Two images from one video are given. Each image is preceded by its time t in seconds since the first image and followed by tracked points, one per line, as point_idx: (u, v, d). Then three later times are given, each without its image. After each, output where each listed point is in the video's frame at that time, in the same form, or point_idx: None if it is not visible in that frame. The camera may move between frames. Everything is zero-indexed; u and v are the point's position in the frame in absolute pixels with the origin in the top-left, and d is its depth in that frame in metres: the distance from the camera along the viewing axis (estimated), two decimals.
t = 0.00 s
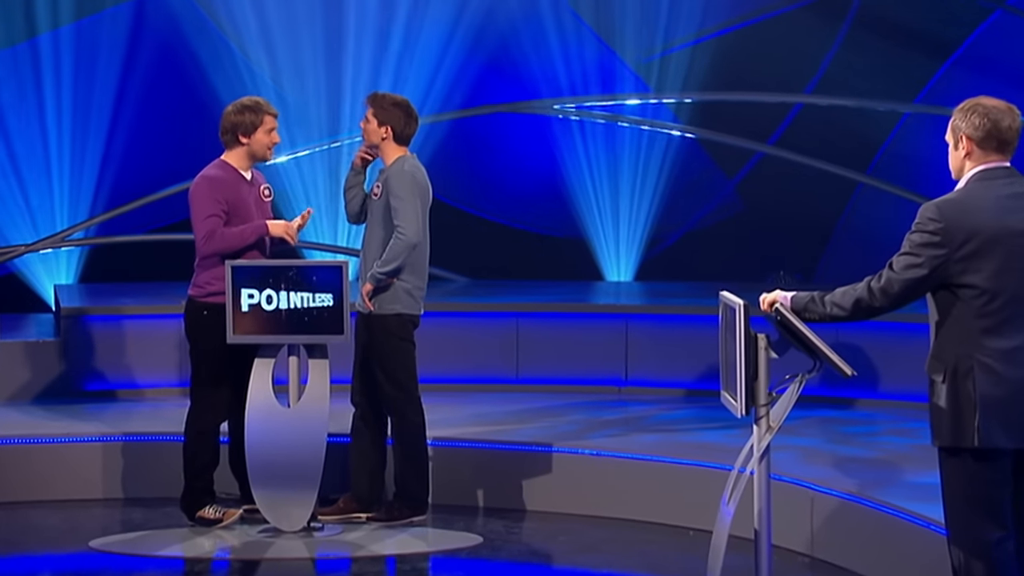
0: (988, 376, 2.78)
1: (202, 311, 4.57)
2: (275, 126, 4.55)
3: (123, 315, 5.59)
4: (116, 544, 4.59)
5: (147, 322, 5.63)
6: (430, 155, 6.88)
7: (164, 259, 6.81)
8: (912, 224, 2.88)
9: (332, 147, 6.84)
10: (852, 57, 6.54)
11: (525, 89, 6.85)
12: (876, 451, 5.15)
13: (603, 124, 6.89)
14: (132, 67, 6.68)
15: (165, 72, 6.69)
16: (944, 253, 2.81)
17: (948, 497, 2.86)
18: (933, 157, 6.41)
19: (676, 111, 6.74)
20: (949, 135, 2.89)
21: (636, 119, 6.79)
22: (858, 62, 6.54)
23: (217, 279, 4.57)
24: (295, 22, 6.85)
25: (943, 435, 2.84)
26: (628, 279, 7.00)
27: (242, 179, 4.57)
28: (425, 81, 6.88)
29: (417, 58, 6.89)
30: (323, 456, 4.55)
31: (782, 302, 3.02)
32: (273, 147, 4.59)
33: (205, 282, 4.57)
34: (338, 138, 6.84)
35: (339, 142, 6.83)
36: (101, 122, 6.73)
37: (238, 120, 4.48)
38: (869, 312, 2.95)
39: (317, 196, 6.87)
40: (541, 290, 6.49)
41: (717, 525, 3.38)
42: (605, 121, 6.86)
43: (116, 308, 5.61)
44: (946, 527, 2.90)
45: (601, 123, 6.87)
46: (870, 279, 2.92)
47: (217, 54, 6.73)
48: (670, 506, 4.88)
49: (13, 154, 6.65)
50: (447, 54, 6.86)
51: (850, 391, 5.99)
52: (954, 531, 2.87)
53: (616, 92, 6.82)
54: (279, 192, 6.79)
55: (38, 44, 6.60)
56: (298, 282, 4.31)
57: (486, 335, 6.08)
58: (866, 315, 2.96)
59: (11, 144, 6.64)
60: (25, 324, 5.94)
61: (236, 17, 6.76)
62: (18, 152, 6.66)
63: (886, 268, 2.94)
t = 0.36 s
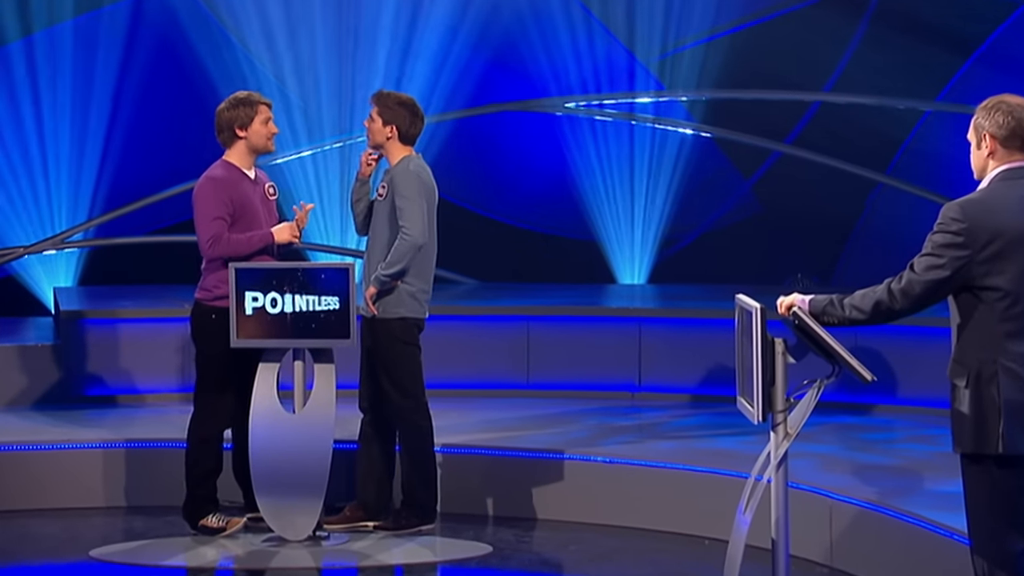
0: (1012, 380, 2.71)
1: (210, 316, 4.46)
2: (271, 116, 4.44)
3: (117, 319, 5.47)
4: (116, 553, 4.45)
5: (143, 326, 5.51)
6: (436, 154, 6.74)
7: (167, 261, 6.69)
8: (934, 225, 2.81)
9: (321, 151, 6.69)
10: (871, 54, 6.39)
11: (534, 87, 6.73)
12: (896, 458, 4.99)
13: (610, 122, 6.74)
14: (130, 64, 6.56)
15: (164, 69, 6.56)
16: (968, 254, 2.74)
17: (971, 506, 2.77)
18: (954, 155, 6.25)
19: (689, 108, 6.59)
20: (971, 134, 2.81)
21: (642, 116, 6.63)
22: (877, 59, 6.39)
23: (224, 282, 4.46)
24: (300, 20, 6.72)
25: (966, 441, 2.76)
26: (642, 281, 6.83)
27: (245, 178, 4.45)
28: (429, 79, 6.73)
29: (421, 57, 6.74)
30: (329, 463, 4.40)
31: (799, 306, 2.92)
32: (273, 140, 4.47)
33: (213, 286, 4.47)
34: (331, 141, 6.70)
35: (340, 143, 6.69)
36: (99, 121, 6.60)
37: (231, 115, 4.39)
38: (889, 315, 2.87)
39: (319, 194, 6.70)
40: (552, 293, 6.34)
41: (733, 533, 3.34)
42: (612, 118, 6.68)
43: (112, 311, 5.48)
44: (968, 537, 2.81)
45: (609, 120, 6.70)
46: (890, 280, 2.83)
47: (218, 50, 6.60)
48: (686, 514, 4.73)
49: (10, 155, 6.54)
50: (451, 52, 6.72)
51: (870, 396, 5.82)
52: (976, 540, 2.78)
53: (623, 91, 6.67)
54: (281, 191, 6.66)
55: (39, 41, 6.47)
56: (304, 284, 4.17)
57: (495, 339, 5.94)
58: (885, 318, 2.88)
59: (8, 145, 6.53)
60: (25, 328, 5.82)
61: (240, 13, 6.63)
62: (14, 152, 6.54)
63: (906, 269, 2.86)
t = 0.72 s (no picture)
0: None
1: (219, 319, 4.37)
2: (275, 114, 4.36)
3: (122, 322, 5.37)
4: (121, 561, 4.36)
5: (148, 329, 5.42)
6: (448, 155, 6.65)
7: (174, 263, 6.60)
8: (953, 226, 2.75)
9: (333, 150, 6.56)
10: (888, 53, 6.28)
11: (545, 87, 6.62)
12: (915, 465, 4.87)
13: (624, 122, 6.63)
14: (130, 62, 6.47)
15: (165, 68, 6.48)
16: (988, 256, 2.68)
17: (992, 511, 2.70)
18: (973, 156, 6.14)
19: (701, 107, 6.50)
20: (992, 134, 2.71)
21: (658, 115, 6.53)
22: (895, 58, 6.27)
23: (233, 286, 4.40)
24: (307, 19, 6.64)
25: (986, 447, 2.68)
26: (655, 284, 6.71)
27: (251, 179, 4.36)
28: (440, 79, 6.64)
29: (431, 57, 6.66)
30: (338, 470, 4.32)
31: (816, 309, 2.91)
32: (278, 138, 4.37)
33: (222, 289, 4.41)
34: (337, 141, 6.57)
35: (339, 145, 6.56)
36: (100, 121, 6.51)
37: (234, 113, 4.30)
38: (908, 318, 2.80)
39: (326, 196, 6.61)
40: (563, 295, 6.24)
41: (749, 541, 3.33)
42: (619, 118, 6.57)
43: (117, 314, 5.38)
44: (989, 545, 2.73)
45: (615, 119, 6.59)
46: (908, 282, 2.78)
47: (226, 48, 6.53)
48: (700, 522, 4.62)
49: (8, 156, 6.43)
50: (464, 49, 6.63)
51: (887, 401, 5.70)
52: (997, 548, 2.70)
53: (633, 91, 6.56)
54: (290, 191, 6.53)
55: (41, 40, 6.40)
56: (311, 287, 4.08)
57: (506, 343, 5.84)
58: (904, 321, 2.82)
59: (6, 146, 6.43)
60: (27, 331, 5.73)
61: (245, 12, 6.55)
62: (12, 154, 6.44)
63: (925, 272, 2.80)
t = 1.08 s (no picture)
0: None
1: (227, 324, 4.29)
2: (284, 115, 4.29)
3: (131, 326, 5.26)
4: (126, 569, 4.27)
5: (156, 333, 5.30)
6: (461, 157, 6.56)
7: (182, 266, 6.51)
8: (976, 228, 2.67)
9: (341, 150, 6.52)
10: (907, 52, 6.17)
11: (559, 87, 6.52)
12: (935, 471, 4.76)
13: (638, 122, 6.54)
14: (138, 61, 6.40)
15: (174, 67, 6.40)
16: (1010, 258, 2.59)
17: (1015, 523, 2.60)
18: (994, 156, 6.01)
19: (717, 108, 6.41)
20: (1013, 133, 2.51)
21: (680, 116, 6.46)
22: (915, 57, 6.16)
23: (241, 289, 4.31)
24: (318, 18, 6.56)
25: (1006, 454, 2.59)
26: (669, 287, 6.64)
27: (259, 180, 4.27)
28: (455, 81, 6.57)
29: (444, 58, 6.58)
30: (346, 476, 4.22)
31: (834, 313, 2.86)
32: (286, 139, 4.30)
33: (230, 292, 4.31)
34: (351, 141, 6.53)
35: (347, 145, 6.52)
36: (108, 120, 6.44)
37: (243, 113, 4.22)
38: (927, 321, 2.73)
39: (338, 199, 6.54)
40: (576, 298, 6.14)
41: (764, 549, 3.27)
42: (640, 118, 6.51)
43: (126, 317, 5.28)
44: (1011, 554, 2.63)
45: (637, 120, 6.53)
46: (927, 285, 2.71)
47: (236, 47, 6.44)
48: (716, 529, 4.52)
49: (15, 155, 6.40)
50: (480, 48, 6.55)
51: (906, 406, 5.59)
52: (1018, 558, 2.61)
53: (651, 91, 6.50)
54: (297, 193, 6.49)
55: (45, 39, 6.35)
56: (320, 290, 3.99)
57: (518, 347, 5.74)
58: (924, 324, 2.75)
59: (13, 144, 6.39)
60: (31, 335, 5.65)
61: (255, 10, 6.46)
62: (19, 153, 6.41)
63: (945, 274, 2.73)
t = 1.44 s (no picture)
0: None
1: (232, 327, 4.21)
2: (291, 116, 4.19)
3: (135, 328, 5.18)
4: None
5: (160, 336, 5.22)
6: (469, 157, 6.49)
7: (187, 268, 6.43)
8: (996, 230, 2.61)
9: (361, 148, 6.44)
10: (925, 49, 6.06)
11: (571, 86, 6.43)
12: (953, 478, 4.65)
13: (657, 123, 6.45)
14: (151, 58, 6.32)
15: (183, 66, 6.33)
16: None
17: None
18: (1014, 155, 5.90)
19: (734, 108, 6.31)
20: None
21: (693, 117, 6.37)
22: (933, 55, 6.05)
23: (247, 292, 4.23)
24: (326, 17, 6.48)
25: None
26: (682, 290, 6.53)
27: (266, 181, 4.18)
28: (462, 81, 6.48)
29: (453, 57, 6.49)
30: (353, 481, 4.14)
31: (850, 316, 2.79)
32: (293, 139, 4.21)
33: (236, 295, 4.23)
34: (366, 139, 6.44)
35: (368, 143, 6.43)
36: (117, 120, 6.37)
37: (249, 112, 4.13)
38: (945, 324, 2.66)
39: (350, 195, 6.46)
40: (587, 301, 6.05)
41: (779, 557, 3.20)
42: (657, 119, 6.42)
43: (130, 320, 5.20)
44: None
45: (654, 121, 6.44)
46: (945, 288, 2.64)
47: (244, 47, 6.37)
48: (731, 537, 4.41)
49: (23, 154, 6.33)
50: (489, 47, 6.46)
51: (924, 410, 5.48)
52: None
53: (668, 89, 6.38)
54: (301, 195, 6.41)
55: (47, 38, 6.27)
56: (327, 293, 3.89)
57: (528, 351, 5.64)
58: (942, 328, 2.68)
59: (19, 142, 6.32)
60: (33, 338, 5.57)
61: (261, 9, 6.38)
62: (25, 151, 6.33)
63: (964, 277, 2.66)
